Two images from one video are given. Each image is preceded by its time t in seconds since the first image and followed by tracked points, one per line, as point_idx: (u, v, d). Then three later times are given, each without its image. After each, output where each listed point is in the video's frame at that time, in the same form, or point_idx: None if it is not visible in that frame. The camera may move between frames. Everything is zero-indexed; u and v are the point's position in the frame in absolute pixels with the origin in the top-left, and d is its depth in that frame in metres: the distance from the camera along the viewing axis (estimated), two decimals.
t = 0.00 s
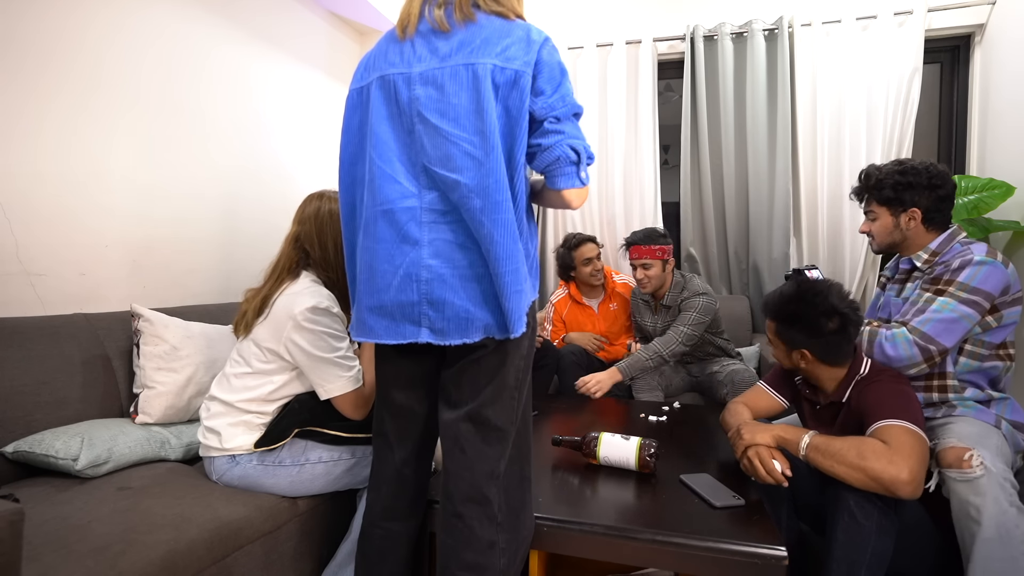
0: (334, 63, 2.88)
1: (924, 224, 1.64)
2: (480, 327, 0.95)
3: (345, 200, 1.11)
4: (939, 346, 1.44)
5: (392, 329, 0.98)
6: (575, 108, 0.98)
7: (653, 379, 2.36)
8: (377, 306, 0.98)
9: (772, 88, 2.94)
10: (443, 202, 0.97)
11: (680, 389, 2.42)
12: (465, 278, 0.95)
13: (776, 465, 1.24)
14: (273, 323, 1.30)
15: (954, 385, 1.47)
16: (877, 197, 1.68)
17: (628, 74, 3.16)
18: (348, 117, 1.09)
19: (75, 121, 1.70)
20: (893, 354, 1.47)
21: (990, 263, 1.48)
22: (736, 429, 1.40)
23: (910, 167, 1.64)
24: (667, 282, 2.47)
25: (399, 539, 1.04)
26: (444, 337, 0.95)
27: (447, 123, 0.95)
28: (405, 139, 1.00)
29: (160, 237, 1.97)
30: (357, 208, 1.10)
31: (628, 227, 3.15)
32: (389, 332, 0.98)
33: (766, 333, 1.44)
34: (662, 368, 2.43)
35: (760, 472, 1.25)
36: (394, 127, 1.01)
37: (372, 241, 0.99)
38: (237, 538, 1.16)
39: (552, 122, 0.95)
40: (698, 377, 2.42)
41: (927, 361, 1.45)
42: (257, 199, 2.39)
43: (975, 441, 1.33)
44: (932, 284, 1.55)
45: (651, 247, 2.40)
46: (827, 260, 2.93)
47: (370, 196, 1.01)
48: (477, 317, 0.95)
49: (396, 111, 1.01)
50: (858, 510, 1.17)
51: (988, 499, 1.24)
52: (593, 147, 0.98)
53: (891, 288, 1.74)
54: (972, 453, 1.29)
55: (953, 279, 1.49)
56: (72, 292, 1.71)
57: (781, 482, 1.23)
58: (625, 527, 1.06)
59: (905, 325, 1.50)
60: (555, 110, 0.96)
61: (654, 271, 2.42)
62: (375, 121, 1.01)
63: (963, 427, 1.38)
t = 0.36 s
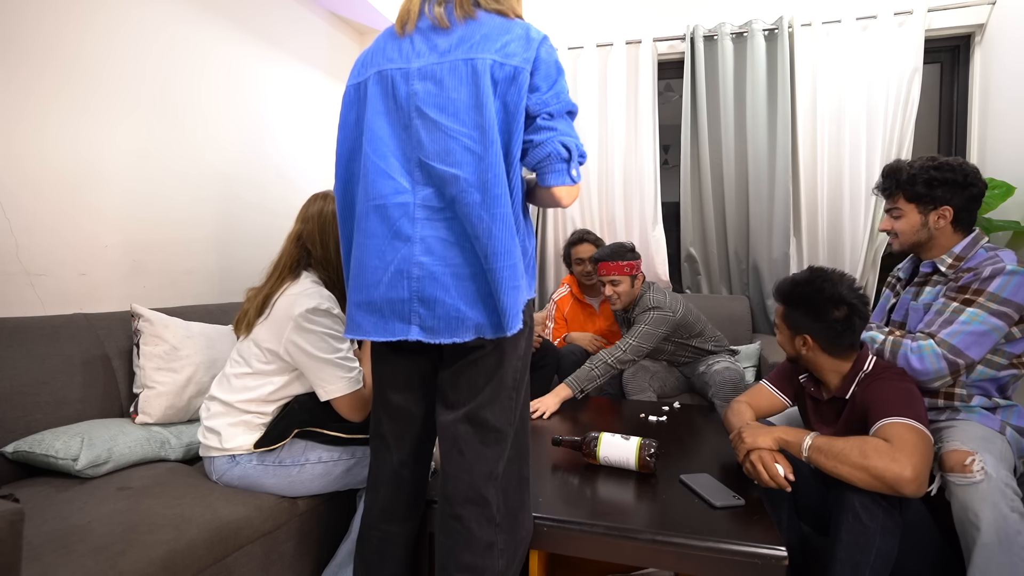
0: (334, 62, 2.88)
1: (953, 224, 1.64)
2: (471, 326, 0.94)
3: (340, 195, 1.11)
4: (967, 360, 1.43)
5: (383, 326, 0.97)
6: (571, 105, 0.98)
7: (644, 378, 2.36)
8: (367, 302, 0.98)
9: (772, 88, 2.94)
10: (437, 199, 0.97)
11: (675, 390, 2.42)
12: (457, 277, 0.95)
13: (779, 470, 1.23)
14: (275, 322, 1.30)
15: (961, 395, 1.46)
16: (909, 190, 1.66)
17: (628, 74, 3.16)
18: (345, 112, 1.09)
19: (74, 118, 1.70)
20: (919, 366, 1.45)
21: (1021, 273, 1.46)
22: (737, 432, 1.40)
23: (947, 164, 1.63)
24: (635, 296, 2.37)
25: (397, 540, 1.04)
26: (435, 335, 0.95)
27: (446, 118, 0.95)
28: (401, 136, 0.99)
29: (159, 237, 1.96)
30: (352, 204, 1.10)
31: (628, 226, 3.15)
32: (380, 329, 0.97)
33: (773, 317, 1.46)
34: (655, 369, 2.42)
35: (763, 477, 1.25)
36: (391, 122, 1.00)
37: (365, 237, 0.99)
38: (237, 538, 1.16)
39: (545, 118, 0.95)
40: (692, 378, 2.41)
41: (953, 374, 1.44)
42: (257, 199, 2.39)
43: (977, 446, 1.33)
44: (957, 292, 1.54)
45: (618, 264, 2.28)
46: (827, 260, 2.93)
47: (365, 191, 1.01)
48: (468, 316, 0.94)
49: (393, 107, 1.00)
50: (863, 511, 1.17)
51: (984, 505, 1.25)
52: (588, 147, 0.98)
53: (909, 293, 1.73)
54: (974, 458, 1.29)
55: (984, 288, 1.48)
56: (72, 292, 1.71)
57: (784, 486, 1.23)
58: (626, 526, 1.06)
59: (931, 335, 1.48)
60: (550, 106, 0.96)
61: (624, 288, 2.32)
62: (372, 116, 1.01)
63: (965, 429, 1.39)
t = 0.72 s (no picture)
0: (334, 62, 2.89)
1: (944, 234, 1.64)
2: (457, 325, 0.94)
3: (335, 193, 1.11)
4: (969, 366, 1.44)
5: (373, 323, 0.98)
6: (563, 100, 0.98)
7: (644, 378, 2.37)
8: (357, 298, 0.98)
9: (772, 88, 2.94)
10: (427, 196, 0.97)
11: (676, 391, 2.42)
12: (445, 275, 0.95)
13: (778, 472, 1.23)
14: (270, 319, 1.30)
15: (966, 402, 1.47)
16: (900, 202, 1.67)
17: (628, 74, 3.16)
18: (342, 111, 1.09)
19: (74, 117, 1.70)
20: (923, 374, 1.45)
21: (1019, 277, 1.46)
22: (737, 433, 1.40)
23: (937, 172, 1.63)
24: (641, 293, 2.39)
25: (395, 542, 1.04)
26: (423, 333, 0.95)
27: (439, 114, 0.95)
28: (394, 133, 0.99)
29: (158, 237, 1.96)
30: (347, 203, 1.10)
31: (628, 226, 3.15)
32: (370, 326, 0.98)
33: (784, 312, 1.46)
34: (655, 370, 2.43)
35: (762, 479, 1.25)
36: (384, 119, 1.01)
37: (357, 234, 0.99)
38: (237, 538, 1.16)
39: (536, 112, 0.95)
40: (692, 378, 2.42)
41: (955, 382, 1.44)
42: (257, 199, 2.39)
43: (977, 446, 1.33)
44: (955, 297, 1.54)
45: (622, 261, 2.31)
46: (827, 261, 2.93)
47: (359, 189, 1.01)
48: (455, 315, 0.94)
49: (387, 105, 1.01)
50: (863, 512, 1.17)
51: (981, 505, 1.25)
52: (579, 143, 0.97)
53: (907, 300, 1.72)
54: (972, 458, 1.29)
55: (981, 295, 1.48)
56: (72, 292, 1.71)
57: (783, 489, 1.23)
58: (626, 527, 1.06)
59: (932, 343, 1.48)
60: (540, 101, 0.95)
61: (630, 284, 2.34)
62: (366, 114, 1.01)
63: (968, 432, 1.39)
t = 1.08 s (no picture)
0: (334, 62, 2.89)
1: (916, 234, 1.65)
2: (447, 324, 0.94)
3: (332, 194, 1.12)
4: (947, 350, 1.44)
5: (366, 322, 0.98)
6: (553, 97, 0.96)
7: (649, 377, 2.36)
8: (352, 297, 0.99)
9: (773, 88, 2.94)
10: (419, 195, 0.97)
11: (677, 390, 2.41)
12: (437, 274, 0.95)
13: (775, 468, 1.23)
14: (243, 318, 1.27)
15: (955, 391, 1.48)
16: (870, 205, 1.70)
17: (628, 74, 3.16)
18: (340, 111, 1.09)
19: (75, 118, 1.70)
20: (903, 359, 1.47)
21: (990, 264, 1.51)
22: (733, 432, 1.41)
23: (903, 175, 1.66)
24: (672, 277, 2.50)
25: (393, 542, 1.03)
26: (416, 331, 0.95)
27: (430, 113, 0.95)
28: (387, 133, 1.00)
29: (157, 236, 1.95)
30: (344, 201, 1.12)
31: (629, 226, 3.15)
32: (363, 325, 0.98)
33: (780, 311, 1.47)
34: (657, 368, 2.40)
35: (759, 476, 1.25)
36: (378, 119, 1.01)
37: (352, 234, 1.00)
38: (237, 538, 1.16)
39: (525, 110, 0.94)
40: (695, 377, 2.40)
41: (937, 368, 1.45)
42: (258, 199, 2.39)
43: (969, 445, 1.33)
44: (931, 287, 1.57)
45: (657, 246, 2.42)
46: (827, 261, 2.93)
47: (355, 188, 1.02)
48: (445, 313, 0.94)
49: (380, 105, 1.01)
50: (861, 511, 1.17)
51: (975, 505, 1.25)
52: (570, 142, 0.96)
53: (890, 297, 1.73)
54: (963, 458, 1.30)
55: (955, 281, 1.52)
56: (73, 292, 1.71)
57: (780, 485, 1.23)
58: (625, 526, 1.06)
59: (910, 329, 1.50)
60: (530, 98, 0.94)
61: (661, 268, 2.45)
62: (361, 115, 1.02)
63: (958, 430, 1.39)
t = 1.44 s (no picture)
0: (334, 62, 2.89)
1: (910, 233, 1.65)
2: (443, 326, 0.94)
3: (330, 196, 1.12)
4: (934, 347, 1.44)
5: (363, 323, 0.98)
6: (543, 101, 0.96)
7: (651, 376, 2.35)
8: (349, 299, 1.00)
9: (773, 88, 2.94)
10: (415, 197, 0.97)
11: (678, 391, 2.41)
12: (433, 275, 0.95)
13: (776, 468, 1.23)
14: (222, 324, 1.26)
15: (951, 388, 1.48)
16: (864, 206, 1.71)
17: (628, 74, 3.16)
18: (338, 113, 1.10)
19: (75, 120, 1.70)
20: (893, 356, 1.47)
21: (978, 263, 1.51)
22: (733, 433, 1.41)
23: (897, 176, 1.67)
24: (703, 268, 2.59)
25: (393, 542, 1.03)
26: (412, 333, 0.96)
27: (425, 115, 0.95)
28: (384, 134, 1.00)
29: (157, 236, 1.96)
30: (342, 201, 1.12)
31: (628, 226, 3.15)
32: (360, 326, 0.98)
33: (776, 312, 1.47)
34: (659, 368, 2.41)
35: (760, 475, 1.25)
36: (374, 121, 1.01)
37: (349, 236, 1.01)
38: (237, 538, 1.16)
39: (514, 114, 0.94)
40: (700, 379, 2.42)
41: (924, 364, 1.45)
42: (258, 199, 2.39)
43: (964, 445, 1.33)
44: (922, 286, 1.58)
45: (697, 232, 2.52)
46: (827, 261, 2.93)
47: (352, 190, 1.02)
48: (440, 315, 0.94)
49: (376, 107, 1.01)
50: (860, 510, 1.17)
51: (971, 504, 1.25)
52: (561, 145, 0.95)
53: (885, 296, 1.73)
54: (958, 458, 1.29)
55: (943, 280, 1.52)
56: (73, 292, 1.71)
57: (780, 485, 1.23)
58: (625, 527, 1.06)
59: (899, 327, 1.51)
60: (520, 102, 0.94)
61: (696, 255, 2.54)
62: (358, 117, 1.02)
63: (954, 429, 1.39)
